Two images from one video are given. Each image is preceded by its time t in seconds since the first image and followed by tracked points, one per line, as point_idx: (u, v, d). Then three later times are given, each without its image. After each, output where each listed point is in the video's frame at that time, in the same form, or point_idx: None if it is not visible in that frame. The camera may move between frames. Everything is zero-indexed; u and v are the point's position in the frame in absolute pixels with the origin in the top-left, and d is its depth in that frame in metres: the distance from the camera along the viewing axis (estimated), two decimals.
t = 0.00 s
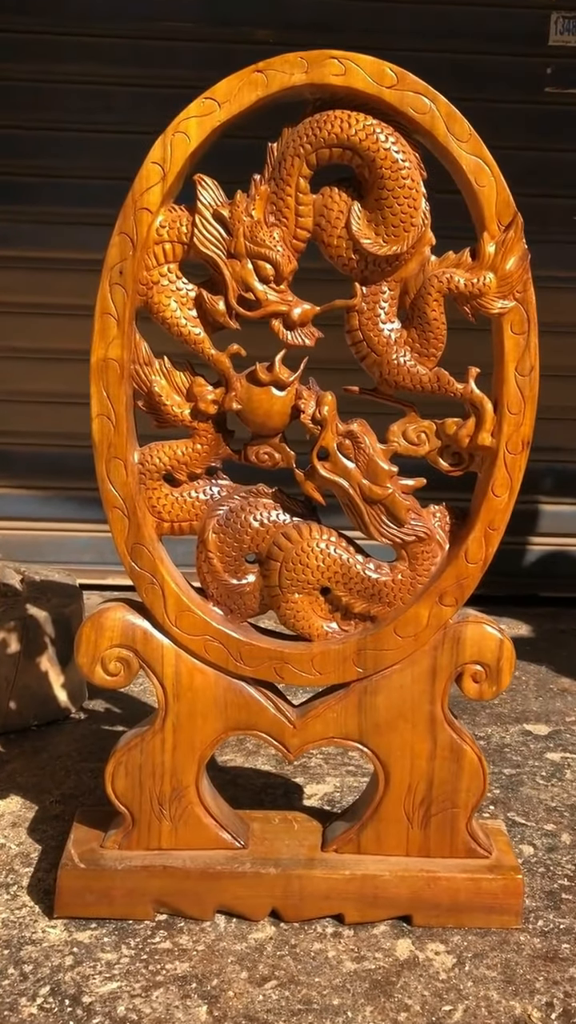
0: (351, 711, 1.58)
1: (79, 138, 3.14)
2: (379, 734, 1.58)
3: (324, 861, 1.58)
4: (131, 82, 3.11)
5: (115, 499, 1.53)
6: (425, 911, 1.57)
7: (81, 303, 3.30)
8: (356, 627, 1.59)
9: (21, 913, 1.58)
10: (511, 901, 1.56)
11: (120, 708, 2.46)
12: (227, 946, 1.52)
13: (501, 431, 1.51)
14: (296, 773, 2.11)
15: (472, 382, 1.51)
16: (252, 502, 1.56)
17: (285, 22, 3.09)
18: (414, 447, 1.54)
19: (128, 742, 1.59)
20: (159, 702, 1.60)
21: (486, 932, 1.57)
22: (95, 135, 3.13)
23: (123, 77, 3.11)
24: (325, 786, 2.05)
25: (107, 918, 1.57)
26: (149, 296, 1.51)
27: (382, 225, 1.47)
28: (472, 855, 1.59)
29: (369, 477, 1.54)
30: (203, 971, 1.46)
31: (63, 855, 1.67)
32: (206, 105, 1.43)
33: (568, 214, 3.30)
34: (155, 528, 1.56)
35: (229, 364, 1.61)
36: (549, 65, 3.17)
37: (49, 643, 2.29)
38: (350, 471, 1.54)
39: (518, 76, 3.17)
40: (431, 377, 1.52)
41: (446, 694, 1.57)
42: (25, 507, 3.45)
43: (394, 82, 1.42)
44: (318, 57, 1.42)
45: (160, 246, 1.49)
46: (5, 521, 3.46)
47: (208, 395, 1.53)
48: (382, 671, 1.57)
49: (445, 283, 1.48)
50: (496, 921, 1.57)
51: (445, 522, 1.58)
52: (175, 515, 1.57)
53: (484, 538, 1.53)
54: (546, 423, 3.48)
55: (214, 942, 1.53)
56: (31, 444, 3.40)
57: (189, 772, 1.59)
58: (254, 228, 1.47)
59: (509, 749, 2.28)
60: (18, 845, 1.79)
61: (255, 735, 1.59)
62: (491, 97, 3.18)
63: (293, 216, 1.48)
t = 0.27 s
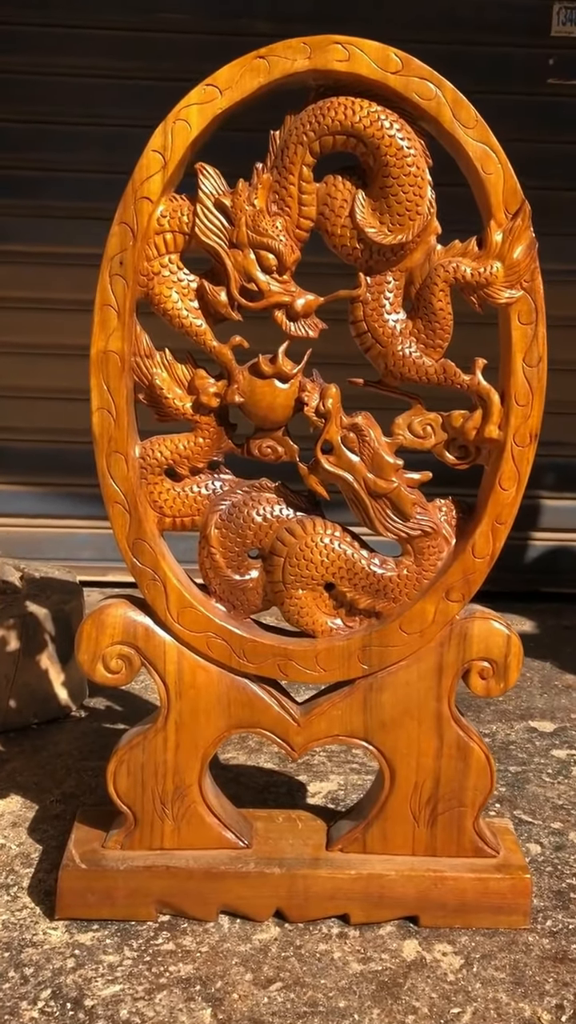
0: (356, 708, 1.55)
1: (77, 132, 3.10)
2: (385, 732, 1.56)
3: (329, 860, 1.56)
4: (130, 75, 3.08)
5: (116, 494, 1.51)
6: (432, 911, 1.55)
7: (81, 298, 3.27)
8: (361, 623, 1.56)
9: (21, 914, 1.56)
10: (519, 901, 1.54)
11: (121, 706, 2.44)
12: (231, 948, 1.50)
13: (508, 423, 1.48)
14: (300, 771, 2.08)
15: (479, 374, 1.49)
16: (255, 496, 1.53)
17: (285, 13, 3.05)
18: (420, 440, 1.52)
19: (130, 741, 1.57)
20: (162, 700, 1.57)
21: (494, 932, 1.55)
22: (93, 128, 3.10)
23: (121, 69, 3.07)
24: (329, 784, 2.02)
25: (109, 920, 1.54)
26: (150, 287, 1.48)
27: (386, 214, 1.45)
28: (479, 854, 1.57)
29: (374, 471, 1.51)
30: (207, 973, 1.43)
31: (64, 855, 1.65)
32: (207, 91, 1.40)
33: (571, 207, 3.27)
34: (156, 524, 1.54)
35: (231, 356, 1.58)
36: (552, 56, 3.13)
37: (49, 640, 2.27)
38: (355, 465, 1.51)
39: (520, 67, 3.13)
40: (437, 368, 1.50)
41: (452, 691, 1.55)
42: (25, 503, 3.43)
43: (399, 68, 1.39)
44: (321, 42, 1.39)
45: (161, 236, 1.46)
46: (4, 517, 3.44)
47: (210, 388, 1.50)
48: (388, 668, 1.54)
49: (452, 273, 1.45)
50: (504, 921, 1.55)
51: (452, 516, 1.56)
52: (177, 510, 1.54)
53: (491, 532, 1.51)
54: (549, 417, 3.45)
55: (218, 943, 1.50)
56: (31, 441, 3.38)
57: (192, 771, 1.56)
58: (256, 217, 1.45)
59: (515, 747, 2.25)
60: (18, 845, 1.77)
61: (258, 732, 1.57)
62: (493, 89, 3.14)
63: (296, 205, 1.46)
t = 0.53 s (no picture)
0: (362, 707, 1.54)
1: (77, 127, 3.07)
2: (391, 731, 1.54)
3: (335, 861, 1.54)
4: (129, 70, 3.05)
5: (119, 491, 1.49)
6: (439, 911, 1.53)
7: (81, 295, 3.24)
8: (367, 621, 1.55)
9: (24, 916, 1.54)
10: (528, 901, 1.52)
11: (124, 705, 2.42)
12: (237, 949, 1.48)
13: (515, 418, 1.46)
14: (304, 770, 2.07)
15: (485, 369, 1.47)
16: (259, 493, 1.52)
17: (285, 7, 3.02)
18: (426, 435, 1.50)
19: (133, 741, 1.55)
20: (165, 699, 1.56)
21: (502, 933, 1.53)
22: (93, 124, 3.07)
23: (121, 64, 3.05)
24: (334, 784, 2.01)
25: (114, 921, 1.53)
26: (152, 281, 1.47)
27: (392, 206, 1.43)
28: (487, 854, 1.56)
29: (379, 467, 1.50)
30: (213, 975, 1.42)
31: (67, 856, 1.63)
32: (210, 83, 1.39)
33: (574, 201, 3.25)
34: (160, 521, 1.52)
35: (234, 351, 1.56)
36: (554, 49, 3.11)
37: (51, 639, 2.25)
38: (360, 461, 1.49)
39: (522, 61, 3.11)
40: (443, 363, 1.48)
41: (459, 689, 1.53)
42: (26, 502, 3.41)
43: (404, 58, 1.37)
44: (324, 33, 1.37)
45: (163, 229, 1.44)
46: (6, 516, 3.42)
47: (214, 383, 1.49)
48: (394, 666, 1.53)
49: (458, 266, 1.43)
50: (512, 921, 1.53)
51: (458, 513, 1.54)
52: (180, 507, 1.52)
53: (499, 528, 1.49)
54: (553, 413, 3.43)
55: (224, 945, 1.49)
56: (31, 439, 3.36)
57: (196, 770, 1.55)
58: (260, 210, 1.43)
59: (521, 745, 2.24)
60: (21, 846, 1.75)
61: (263, 732, 1.55)
62: (495, 83, 3.12)
63: (300, 198, 1.44)
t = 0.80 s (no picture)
0: (360, 709, 1.53)
1: (75, 127, 3.06)
2: (390, 733, 1.53)
3: (333, 864, 1.53)
4: (128, 70, 3.04)
5: (115, 491, 1.48)
6: (438, 915, 1.52)
7: (79, 295, 3.23)
8: (365, 622, 1.53)
9: (20, 920, 1.53)
10: (527, 905, 1.51)
11: (122, 707, 2.41)
12: (234, 953, 1.47)
13: (514, 417, 1.45)
14: (303, 772, 2.05)
15: (484, 368, 1.46)
16: (256, 493, 1.50)
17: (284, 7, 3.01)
18: (424, 435, 1.49)
19: (130, 743, 1.54)
20: (162, 701, 1.54)
21: (501, 936, 1.52)
22: (91, 124, 3.06)
23: (119, 64, 3.04)
24: (332, 786, 1.99)
25: (110, 925, 1.52)
26: (148, 280, 1.45)
27: (390, 204, 1.42)
28: (487, 857, 1.54)
29: (377, 467, 1.48)
30: (209, 980, 1.41)
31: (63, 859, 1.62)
32: (206, 79, 1.37)
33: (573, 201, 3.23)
34: (156, 522, 1.51)
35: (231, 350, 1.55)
36: (554, 49, 3.09)
37: (48, 640, 2.24)
38: (358, 461, 1.48)
39: (522, 60, 3.09)
40: (442, 362, 1.47)
41: (458, 691, 1.52)
42: (25, 502, 3.40)
43: (402, 55, 1.36)
44: (322, 29, 1.36)
45: (159, 227, 1.43)
46: (4, 517, 3.41)
47: (210, 382, 1.47)
48: (392, 667, 1.51)
49: (456, 264, 1.42)
50: (511, 925, 1.52)
51: (457, 513, 1.53)
52: (177, 508, 1.51)
53: (498, 528, 1.47)
54: (553, 413, 3.42)
55: (221, 949, 1.47)
56: (29, 439, 3.34)
57: (193, 773, 1.54)
58: (257, 208, 1.42)
59: (521, 747, 2.22)
60: (17, 849, 1.74)
61: (261, 734, 1.54)
62: (494, 83, 3.11)
63: (298, 196, 1.43)
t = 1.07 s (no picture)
0: (355, 719, 1.52)
1: (73, 136, 3.07)
2: (385, 743, 1.53)
3: (328, 874, 1.53)
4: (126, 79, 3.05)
5: (110, 501, 1.48)
6: (432, 926, 1.51)
7: (77, 303, 3.24)
8: (360, 632, 1.53)
9: (14, 930, 1.53)
10: (522, 915, 1.51)
11: (118, 715, 2.41)
12: (228, 964, 1.46)
13: (509, 427, 1.45)
14: (298, 781, 2.05)
15: (479, 378, 1.46)
16: (251, 503, 1.51)
17: (282, 17, 3.02)
18: (419, 445, 1.49)
19: (124, 752, 1.54)
20: (157, 711, 1.54)
21: (496, 947, 1.52)
22: (89, 132, 3.07)
23: (118, 73, 3.05)
24: (328, 795, 1.99)
25: (104, 935, 1.51)
26: (143, 290, 1.46)
27: (384, 215, 1.42)
28: (482, 867, 1.54)
29: (372, 477, 1.49)
30: (203, 991, 1.40)
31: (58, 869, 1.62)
32: (201, 91, 1.38)
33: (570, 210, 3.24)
34: (151, 531, 1.51)
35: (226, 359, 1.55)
36: (551, 59, 3.10)
37: (44, 649, 2.24)
38: (353, 471, 1.48)
39: (519, 70, 3.10)
40: (436, 373, 1.47)
41: (453, 701, 1.52)
42: (22, 510, 3.40)
43: (397, 67, 1.37)
44: (317, 41, 1.37)
45: (155, 238, 1.43)
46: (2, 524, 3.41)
47: (205, 392, 1.48)
48: (387, 677, 1.51)
49: (451, 275, 1.43)
50: (506, 936, 1.52)
51: (452, 523, 1.53)
52: (172, 517, 1.51)
53: (493, 538, 1.48)
54: (551, 421, 3.42)
55: (214, 959, 1.47)
56: (27, 447, 3.35)
57: (187, 783, 1.53)
58: (252, 219, 1.42)
59: (517, 756, 2.22)
60: (12, 858, 1.74)
61: (255, 743, 1.54)
62: (492, 92, 3.12)
63: (293, 206, 1.43)
